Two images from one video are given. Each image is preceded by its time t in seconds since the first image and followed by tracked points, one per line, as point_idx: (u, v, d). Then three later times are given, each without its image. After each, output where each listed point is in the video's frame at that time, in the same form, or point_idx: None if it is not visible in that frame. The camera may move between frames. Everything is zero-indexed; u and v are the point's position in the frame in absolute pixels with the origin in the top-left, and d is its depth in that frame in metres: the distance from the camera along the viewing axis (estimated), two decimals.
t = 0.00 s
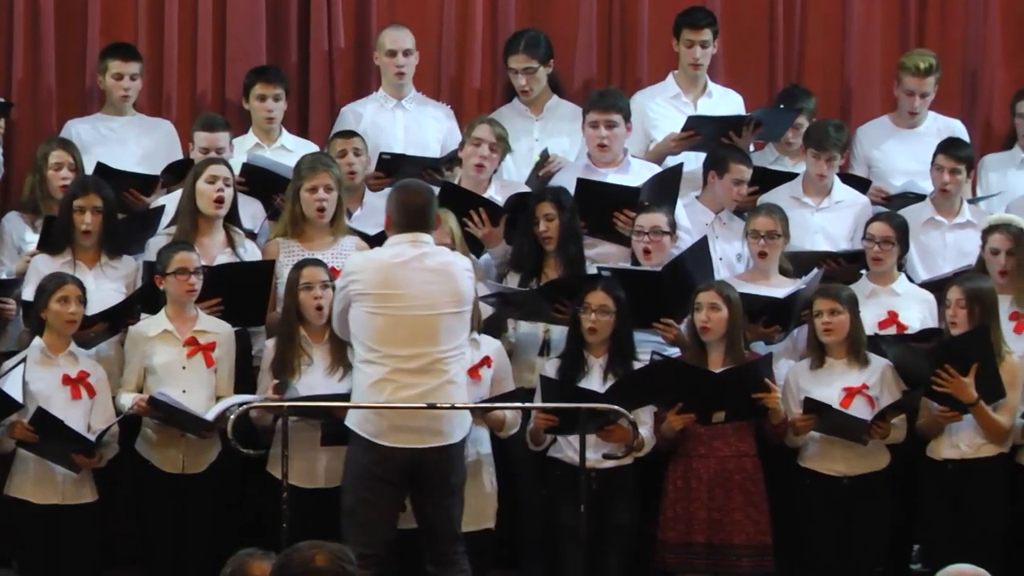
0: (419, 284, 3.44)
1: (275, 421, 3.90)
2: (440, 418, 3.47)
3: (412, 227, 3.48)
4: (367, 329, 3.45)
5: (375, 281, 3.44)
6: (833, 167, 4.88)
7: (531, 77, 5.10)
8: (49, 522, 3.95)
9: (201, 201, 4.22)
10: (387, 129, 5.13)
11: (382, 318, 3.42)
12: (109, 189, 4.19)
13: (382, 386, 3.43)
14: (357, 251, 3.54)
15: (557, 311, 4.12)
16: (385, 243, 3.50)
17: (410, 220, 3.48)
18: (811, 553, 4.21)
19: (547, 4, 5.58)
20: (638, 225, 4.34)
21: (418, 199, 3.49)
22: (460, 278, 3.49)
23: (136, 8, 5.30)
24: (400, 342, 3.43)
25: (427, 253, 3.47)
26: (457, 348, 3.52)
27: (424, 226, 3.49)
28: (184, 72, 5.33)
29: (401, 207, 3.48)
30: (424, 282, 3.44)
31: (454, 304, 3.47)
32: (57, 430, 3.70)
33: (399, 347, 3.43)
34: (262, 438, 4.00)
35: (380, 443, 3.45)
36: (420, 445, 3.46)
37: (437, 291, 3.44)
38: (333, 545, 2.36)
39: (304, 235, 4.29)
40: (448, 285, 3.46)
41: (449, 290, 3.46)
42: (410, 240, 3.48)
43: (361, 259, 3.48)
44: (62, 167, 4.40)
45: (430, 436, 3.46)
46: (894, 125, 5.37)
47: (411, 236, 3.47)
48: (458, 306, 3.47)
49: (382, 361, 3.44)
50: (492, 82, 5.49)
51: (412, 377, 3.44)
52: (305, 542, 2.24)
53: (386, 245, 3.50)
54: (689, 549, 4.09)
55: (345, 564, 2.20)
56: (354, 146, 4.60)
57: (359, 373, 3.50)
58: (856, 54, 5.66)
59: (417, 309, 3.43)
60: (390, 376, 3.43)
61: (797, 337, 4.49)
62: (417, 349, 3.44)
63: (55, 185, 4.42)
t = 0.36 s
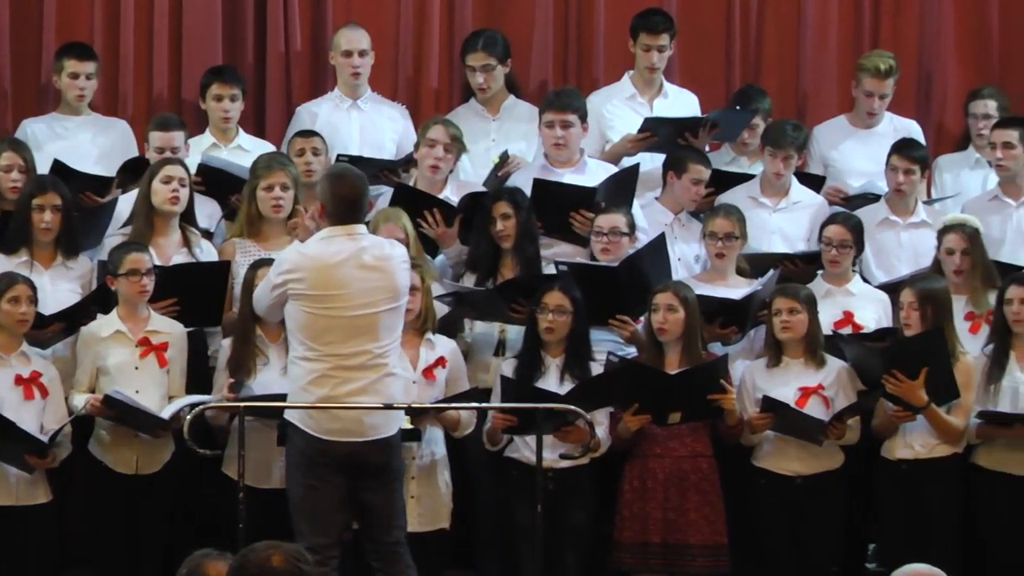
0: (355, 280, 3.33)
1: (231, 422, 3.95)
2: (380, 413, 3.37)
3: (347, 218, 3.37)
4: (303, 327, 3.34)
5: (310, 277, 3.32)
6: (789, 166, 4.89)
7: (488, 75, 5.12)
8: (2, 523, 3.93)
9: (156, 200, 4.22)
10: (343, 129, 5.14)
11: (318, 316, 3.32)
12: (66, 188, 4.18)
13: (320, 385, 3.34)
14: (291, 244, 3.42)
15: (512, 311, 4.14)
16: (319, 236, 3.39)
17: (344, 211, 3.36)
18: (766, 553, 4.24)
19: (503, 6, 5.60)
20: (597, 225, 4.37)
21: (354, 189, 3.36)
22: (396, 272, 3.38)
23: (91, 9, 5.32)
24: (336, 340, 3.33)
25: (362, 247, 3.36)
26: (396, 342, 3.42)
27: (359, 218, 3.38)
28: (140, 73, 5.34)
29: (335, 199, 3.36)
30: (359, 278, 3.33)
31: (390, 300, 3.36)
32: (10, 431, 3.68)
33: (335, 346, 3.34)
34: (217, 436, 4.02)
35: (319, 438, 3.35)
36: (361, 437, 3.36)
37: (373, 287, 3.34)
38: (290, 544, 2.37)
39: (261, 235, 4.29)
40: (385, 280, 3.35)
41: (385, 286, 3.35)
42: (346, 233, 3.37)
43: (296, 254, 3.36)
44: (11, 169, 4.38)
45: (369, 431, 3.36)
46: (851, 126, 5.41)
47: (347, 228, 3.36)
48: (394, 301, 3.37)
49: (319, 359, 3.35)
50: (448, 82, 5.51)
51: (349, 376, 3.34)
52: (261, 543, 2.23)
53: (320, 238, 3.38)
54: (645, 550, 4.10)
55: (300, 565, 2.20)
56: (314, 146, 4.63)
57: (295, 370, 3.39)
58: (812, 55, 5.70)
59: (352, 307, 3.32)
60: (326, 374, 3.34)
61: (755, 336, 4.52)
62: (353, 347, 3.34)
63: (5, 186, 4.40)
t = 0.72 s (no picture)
0: (299, 281, 3.34)
1: (185, 422, 3.95)
2: (329, 413, 3.37)
3: (291, 219, 3.37)
4: (248, 328, 3.34)
5: (255, 278, 3.33)
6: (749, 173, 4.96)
7: (445, 71, 5.13)
8: None
9: (111, 201, 4.20)
10: (299, 130, 5.14)
11: (263, 317, 3.32)
12: (20, 189, 4.17)
13: (267, 386, 3.35)
14: (237, 246, 3.42)
15: (467, 311, 4.17)
16: (265, 237, 3.39)
17: (289, 211, 3.37)
18: (719, 553, 4.28)
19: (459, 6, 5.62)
20: (555, 229, 4.37)
21: (298, 189, 3.37)
22: (341, 273, 3.38)
23: (46, 8, 5.30)
24: (281, 341, 3.33)
25: (307, 247, 3.36)
26: (343, 342, 3.43)
27: (304, 218, 3.38)
28: (95, 73, 5.33)
29: (279, 199, 3.37)
30: (303, 279, 3.33)
31: (334, 300, 3.36)
32: None
33: (280, 347, 3.34)
34: (172, 436, 4.03)
35: (265, 437, 3.35)
36: (310, 437, 3.36)
37: (317, 288, 3.34)
38: (245, 545, 2.37)
39: (216, 235, 4.28)
40: (329, 280, 3.36)
41: (329, 286, 3.36)
42: (291, 233, 3.38)
43: (241, 255, 3.37)
44: None
45: (318, 431, 3.37)
46: (807, 128, 5.46)
47: (292, 228, 3.37)
48: (340, 302, 3.37)
49: (265, 360, 3.35)
50: (404, 82, 5.52)
51: (295, 377, 3.35)
52: (217, 544, 2.24)
53: (266, 239, 3.39)
54: (600, 549, 4.14)
55: (255, 566, 2.21)
56: (272, 147, 4.63)
57: (242, 371, 3.40)
58: (767, 58, 5.75)
59: (297, 308, 3.32)
60: (272, 375, 3.34)
61: (711, 336, 4.54)
62: (300, 348, 3.35)
63: None
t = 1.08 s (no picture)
0: (252, 281, 3.34)
1: (140, 423, 3.95)
2: (284, 413, 3.38)
3: (243, 218, 3.38)
4: (201, 329, 3.35)
5: (206, 279, 3.34)
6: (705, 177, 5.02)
7: (401, 70, 5.14)
8: None
9: (65, 201, 4.19)
10: (254, 129, 5.14)
11: (215, 318, 3.33)
12: None
13: (221, 386, 3.35)
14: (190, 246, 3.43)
15: (423, 310, 4.21)
16: (217, 237, 3.40)
17: (240, 211, 3.37)
18: (673, 553, 4.31)
19: (414, 6, 5.64)
20: (512, 234, 4.40)
21: (249, 189, 3.37)
22: (294, 273, 3.39)
23: None
24: (234, 341, 3.34)
25: (259, 247, 3.37)
26: (298, 342, 3.43)
27: (256, 218, 3.39)
28: (49, 72, 5.31)
29: (231, 199, 3.37)
30: (255, 278, 3.34)
31: (287, 300, 3.37)
32: None
33: (233, 347, 3.35)
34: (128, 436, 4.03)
35: (222, 437, 3.36)
36: (265, 437, 3.37)
37: (269, 288, 3.35)
38: (201, 545, 2.38)
39: (171, 235, 4.27)
40: (281, 280, 3.37)
41: (281, 286, 3.36)
42: (244, 233, 3.39)
43: (194, 255, 3.38)
44: None
45: (273, 431, 3.37)
46: (763, 128, 5.51)
47: (243, 228, 3.38)
48: (293, 302, 3.38)
49: (219, 360, 3.36)
50: (359, 82, 5.53)
51: (249, 377, 3.35)
52: (172, 544, 2.25)
53: (218, 239, 3.40)
54: (556, 548, 4.17)
55: (209, 566, 2.22)
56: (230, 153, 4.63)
57: (196, 371, 3.40)
58: (721, 61, 5.81)
59: (249, 308, 3.33)
60: (225, 375, 3.35)
61: (667, 337, 4.60)
62: (253, 348, 3.35)
63: None
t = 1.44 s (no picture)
0: (218, 281, 3.34)
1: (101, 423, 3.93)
2: (249, 414, 3.37)
3: (210, 219, 3.38)
4: (166, 328, 3.35)
5: (172, 279, 3.33)
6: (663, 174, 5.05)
7: (363, 70, 5.15)
8: None
9: (26, 201, 4.17)
10: (216, 129, 5.13)
11: (181, 318, 3.33)
12: None
13: (185, 386, 3.35)
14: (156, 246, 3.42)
15: (384, 309, 4.19)
16: (184, 237, 3.40)
17: (207, 211, 3.37)
18: (634, 553, 4.33)
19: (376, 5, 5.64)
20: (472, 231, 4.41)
21: (216, 189, 3.37)
22: (260, 273, 3.38)
23: None
24: (199, 341, 3.34)
25: (225, 247, 3.37)
26: (264, 343, 3.43)
27: (222, 218, 3.39)
28: (10, 72, 5.29)
29: (197, 199, 3.37)
30: (221, 279, 3.34)
31: (253, 301, 3.37)
32: None
33: (198, 347, 3.35)
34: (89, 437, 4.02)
35: (184, 438, 3.35)
36: (228, 438, 3.37)
37: (235, 288, 3.35)
38: (162, 546, 2.38)
39: (132, 235, 4.26)
40: (247, 280, 3.37)
41: (247, 286, 3.36)
42: (210, 233, 3.38)
43: (160, 255, 3.37)
44: None
45: (237, 432, 3.37)
46: (724, 129, 5.55)
47: (210, 228, 3.38)
48: (258, 303, 3.38)
49: (184, 361, 3.35)
50: (320, 82, 5.53)
51: (213, 377, 3.35)
52: (132, 544, 2.25)
53: (185, 238, 3.39)
54: (517, 547, 4.19)
55: (170, 566, 2.22)
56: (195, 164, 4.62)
57: (160, 371, 3.40)
58: (683, 62, 5.84)
59: (215, 308, 3.33)
60: (190, 375, 3.35)
61: (628, 338, 4.63)
62: (218, 348, 3.35)
63: None
